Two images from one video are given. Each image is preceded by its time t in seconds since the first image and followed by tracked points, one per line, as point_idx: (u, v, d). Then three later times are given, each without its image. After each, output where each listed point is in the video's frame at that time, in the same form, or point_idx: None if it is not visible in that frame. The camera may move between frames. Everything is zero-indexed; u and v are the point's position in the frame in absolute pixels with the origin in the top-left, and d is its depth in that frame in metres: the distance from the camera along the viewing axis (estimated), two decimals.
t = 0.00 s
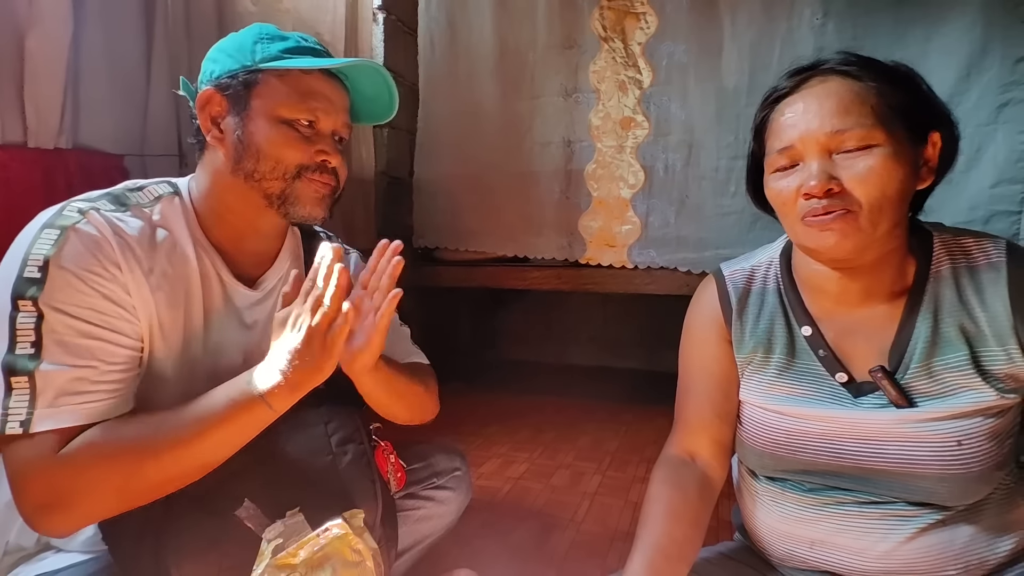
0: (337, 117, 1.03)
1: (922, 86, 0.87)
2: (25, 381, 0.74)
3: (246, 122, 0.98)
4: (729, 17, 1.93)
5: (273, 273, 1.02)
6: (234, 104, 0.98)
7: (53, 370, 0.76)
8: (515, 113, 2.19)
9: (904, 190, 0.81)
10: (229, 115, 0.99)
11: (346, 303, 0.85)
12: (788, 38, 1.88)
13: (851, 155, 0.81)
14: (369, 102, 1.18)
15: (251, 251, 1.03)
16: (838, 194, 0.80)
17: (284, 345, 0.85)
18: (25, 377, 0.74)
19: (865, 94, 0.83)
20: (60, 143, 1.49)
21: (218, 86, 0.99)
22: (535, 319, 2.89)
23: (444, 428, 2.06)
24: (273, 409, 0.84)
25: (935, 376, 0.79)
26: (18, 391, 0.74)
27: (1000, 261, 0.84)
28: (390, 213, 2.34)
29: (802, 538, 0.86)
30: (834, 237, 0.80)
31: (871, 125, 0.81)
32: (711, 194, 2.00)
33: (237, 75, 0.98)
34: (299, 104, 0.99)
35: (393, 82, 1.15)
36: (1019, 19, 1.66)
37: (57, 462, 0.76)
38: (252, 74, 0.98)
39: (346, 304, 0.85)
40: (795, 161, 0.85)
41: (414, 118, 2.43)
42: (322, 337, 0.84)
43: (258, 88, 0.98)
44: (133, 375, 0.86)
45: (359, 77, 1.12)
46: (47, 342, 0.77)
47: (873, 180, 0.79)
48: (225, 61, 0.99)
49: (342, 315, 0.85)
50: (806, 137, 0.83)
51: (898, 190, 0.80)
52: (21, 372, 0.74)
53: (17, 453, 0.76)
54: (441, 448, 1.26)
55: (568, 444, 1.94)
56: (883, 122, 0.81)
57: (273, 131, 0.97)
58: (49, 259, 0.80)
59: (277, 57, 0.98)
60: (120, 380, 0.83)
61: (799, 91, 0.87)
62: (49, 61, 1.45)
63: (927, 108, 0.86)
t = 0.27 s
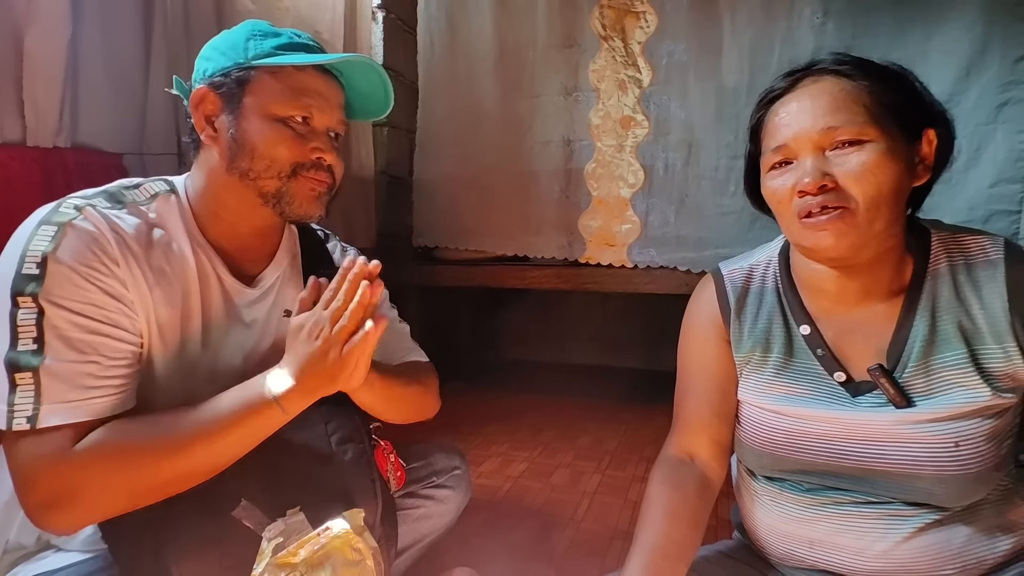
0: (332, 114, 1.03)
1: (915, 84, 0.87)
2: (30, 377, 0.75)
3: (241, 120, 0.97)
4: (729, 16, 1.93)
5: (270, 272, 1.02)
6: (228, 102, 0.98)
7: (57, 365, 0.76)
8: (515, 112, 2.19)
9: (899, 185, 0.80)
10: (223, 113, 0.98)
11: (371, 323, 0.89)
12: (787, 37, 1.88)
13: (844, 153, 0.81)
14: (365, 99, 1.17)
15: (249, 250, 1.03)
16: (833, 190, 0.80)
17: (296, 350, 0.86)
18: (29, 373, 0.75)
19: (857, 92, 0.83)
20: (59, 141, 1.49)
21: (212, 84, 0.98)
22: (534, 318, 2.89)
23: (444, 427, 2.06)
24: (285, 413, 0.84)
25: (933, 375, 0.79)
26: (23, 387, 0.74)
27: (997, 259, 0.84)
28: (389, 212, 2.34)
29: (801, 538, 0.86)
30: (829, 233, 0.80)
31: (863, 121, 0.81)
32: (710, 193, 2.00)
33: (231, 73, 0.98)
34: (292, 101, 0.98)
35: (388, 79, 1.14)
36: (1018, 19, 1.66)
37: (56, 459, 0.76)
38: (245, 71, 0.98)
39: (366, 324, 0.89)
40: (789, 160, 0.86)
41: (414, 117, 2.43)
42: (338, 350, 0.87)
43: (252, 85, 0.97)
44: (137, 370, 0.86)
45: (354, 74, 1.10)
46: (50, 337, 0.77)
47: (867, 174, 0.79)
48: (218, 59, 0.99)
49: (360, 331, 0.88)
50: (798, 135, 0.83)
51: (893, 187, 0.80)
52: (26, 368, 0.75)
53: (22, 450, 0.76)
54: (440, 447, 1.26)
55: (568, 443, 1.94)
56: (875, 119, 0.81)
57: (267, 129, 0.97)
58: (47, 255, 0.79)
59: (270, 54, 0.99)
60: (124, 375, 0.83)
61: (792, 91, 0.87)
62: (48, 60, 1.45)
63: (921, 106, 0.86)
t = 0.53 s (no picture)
0: (333, 112, 1.03)
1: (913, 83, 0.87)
2: (32, 376, 0.75)
3: (240, 119, 0.97)
4: (729, 15, 1.93)
5: (272, 270, 1.03)
6: (228, 100, 0.98)
7: (59, 364, 0.77)
8: (515, 111, 2.19)
9: (896, 182, 0.80)
10: (224, 111, 0.99)
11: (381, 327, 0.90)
12: (788, 37, 1.88)
13: (841, 151, 0.81)
14: (365, 97, 1.17)
15: (250, 249, 1.03)
16: (829, 188, 0.80)
17: (305, 353, 0.86)
18: (32, 373, 0.75)
19: (853, 91, 0.83)
20: (60, 141, 1.49)
21: (213, 83, 0.99)
22: (535, 317, 2.89)
23: (444, 426, 2.06)
24: (287, 415, 0.85)
25: (933, 373, 0.80)
26: (26, 387, 0.75)
27: (997, 257, 0.84)
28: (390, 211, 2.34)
29: (801, 536, 0.86)
30: (826, 231, 0.80)
31: (859, 119, 0.81)
32: (710, 193, 2.00)
33: (232, 72, 0.98)
34: (292, 99, 0.99)
35: (388, 76, 1.15)
36: (1017, 19, 1.66)
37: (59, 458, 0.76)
38: (246, 71, 0.98)
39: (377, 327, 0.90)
40: (787, 159, 0.86)
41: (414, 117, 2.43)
42: (348, 353, 0.88)
43: (252, 84, 0.97)
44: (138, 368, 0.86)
45: (354, 72, 1.11)
46: (52, 336, 0.77)
47: (863, 171, 0.79)
48: (219, 58, 0.99)
49: (372, 334, 0.89)
50: (795, 135, 0.84)
51: (891, 184, 0.80)
52: (28, 368, 0.75)
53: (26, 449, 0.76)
54: (441, 446, 1.26)
55: (569, 442, 1.94)
56: (872, 117, 0.82)
57: (268, 128, 0.97)
58: (49, 254, 0.80)
59: (271, 54, 0.99)
60: (126, 373, 0.83)
61: (790, 91, 0.88)
62: (49, 59, 1.45)
63: (920, 105, 0.86)
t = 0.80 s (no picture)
0: (334, 111, 1.03)
1: (915, 81, 0.87)
2: (31, 376, 0.75)
3: (242, 118, 0.98)
4: (729, 14, 1.92)
5: (273, 269, 1.03)
6: (230, 100, 0.98)
7: (58, 363, 0.77)
8: (516, 110, 2.19)
9: (898, 182, 0.80)
10: (225, 111, 0.99)
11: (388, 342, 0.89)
12: (788, 36, 1.88)
13: (842, 152, 0.81)
14: (366, 95, 1.17)
15: (251, 249, 1.03)
16: (831, 190, 0.80)
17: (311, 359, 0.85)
18: (30, 372, 0.75)
19: (855, 91, 0.83)
20: (60, 140, 1.50)
21: (214, 82, 0.99)
22: (535, 317, 2.89)
23: (445, 425, 2.06)
24: (289, 423, 0.84)
25: (935, 372, 0.79)
26: (24, 386, 0.75)
27: (999, 258, 0.84)
28: (390, 210, 2.34)
29: (802, 533, 0.86)
30: (829, 232, 0.80)
31: (860, 119, 0.81)
32: (711, 192, 2.00)
33: (233, 71, 0.98)
34: (294, 99, 0.99)
35: (390, 74, 1.14)
36: (1019, 18, 1.66)
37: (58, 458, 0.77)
38: (247, 70, 0.98)
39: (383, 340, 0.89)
40: (788, 160, 0.86)
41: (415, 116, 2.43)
42: (351, 366, 0.86)
43: (254, 84, 0.98)
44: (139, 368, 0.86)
45: (354, 70, 1.11)
46: (51, 335, 0.77)
47: (864, 173, 0.79)
48: (220, 57, 0.99)
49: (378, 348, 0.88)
50: (796, 135, 0.83)
51: (893, 184, 0.80)
52: (27, 367, 0.75)
53: (22, 450, 0.77)
54: (442, 445, 1.26)
55: (570, 441, 1.94)
56: (873, 117, 0.81)
57: (270, 127, 0.97)
58: (48, 253, 0.80)
59: (272, 52, 0.98)
60: (126, 372, 0.83)
61: (791, 91, 0.87)
62: (49, 58, 1.45)
63: (922, 103, 0.86)
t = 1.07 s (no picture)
0: (334, 110, 1.03)
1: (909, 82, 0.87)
2: (8, 381, 0.73)
3: (243, 118, 0.98)
4: (729, 12, 1.92)
5: (273, 270, 1.03)
6: (230, 99, 0.99)
7: (40, 370, 0.75)
8: (515, 109, 2.19)
9: (891, 181, 0.80)
10: (225, 111, 0.99)
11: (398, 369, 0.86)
12: (788, 34, 1.88)
13: (836, 152, 0.81)
14: (366, 95, 1.17)
15: (252, 249, 1.02)
16: (824, 189, 0.80)
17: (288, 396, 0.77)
18: (8, 377, 0.73)
19: (849, 91, 0.83)
20: (60, 139, 1.50)
21: (214, 81, 0.99)
22: (535, 315, 2.89)
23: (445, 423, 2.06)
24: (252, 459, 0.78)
25: (931, 368, 0.80)
26: None
27: (994, 254, 0.84)
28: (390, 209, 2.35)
29: (801, 529, 0.86)
30: (823, 231, 0.80)
31: (854, 120, 0.81)
32: (711, 190, 2.00)
33: (233, 70, 0.98)
34: (296, 98, 0.99)
35: (390, 73, 1.14)
36: (1018, 16, 1.66)
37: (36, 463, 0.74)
38: (247, 69, 0.98)
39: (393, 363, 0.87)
40: (783, 160, 0.86)
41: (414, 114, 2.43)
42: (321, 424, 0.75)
43: (255, 83, 0.98)
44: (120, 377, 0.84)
45: (354, 70, 1.11)
46: (35, 341, 0.76)
47: (858, 172, 0.79)
48: (220, 55, 0.99)
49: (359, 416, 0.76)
50: (791, 135, 0.84)
51: (886, 183, 0.80)
52: (4, 372, 0.73)
53: None
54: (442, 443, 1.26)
55: (570, 439, 1.94)
56: (867, 117, 0.81)
57: (270, 126, 0.98)
58: (44, 258, 0.80)
59: (271, 51, 0.99)
60: (108, 382, 0.81)
61: (786, 90, 0.87)
62: (49, 57, 1.45)
63: (916, 102, 0.86)
